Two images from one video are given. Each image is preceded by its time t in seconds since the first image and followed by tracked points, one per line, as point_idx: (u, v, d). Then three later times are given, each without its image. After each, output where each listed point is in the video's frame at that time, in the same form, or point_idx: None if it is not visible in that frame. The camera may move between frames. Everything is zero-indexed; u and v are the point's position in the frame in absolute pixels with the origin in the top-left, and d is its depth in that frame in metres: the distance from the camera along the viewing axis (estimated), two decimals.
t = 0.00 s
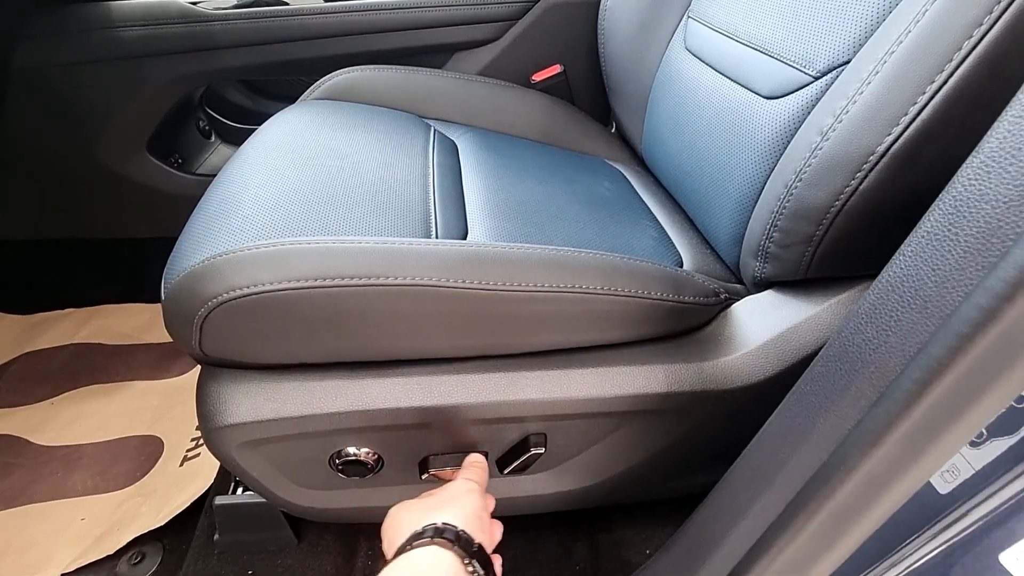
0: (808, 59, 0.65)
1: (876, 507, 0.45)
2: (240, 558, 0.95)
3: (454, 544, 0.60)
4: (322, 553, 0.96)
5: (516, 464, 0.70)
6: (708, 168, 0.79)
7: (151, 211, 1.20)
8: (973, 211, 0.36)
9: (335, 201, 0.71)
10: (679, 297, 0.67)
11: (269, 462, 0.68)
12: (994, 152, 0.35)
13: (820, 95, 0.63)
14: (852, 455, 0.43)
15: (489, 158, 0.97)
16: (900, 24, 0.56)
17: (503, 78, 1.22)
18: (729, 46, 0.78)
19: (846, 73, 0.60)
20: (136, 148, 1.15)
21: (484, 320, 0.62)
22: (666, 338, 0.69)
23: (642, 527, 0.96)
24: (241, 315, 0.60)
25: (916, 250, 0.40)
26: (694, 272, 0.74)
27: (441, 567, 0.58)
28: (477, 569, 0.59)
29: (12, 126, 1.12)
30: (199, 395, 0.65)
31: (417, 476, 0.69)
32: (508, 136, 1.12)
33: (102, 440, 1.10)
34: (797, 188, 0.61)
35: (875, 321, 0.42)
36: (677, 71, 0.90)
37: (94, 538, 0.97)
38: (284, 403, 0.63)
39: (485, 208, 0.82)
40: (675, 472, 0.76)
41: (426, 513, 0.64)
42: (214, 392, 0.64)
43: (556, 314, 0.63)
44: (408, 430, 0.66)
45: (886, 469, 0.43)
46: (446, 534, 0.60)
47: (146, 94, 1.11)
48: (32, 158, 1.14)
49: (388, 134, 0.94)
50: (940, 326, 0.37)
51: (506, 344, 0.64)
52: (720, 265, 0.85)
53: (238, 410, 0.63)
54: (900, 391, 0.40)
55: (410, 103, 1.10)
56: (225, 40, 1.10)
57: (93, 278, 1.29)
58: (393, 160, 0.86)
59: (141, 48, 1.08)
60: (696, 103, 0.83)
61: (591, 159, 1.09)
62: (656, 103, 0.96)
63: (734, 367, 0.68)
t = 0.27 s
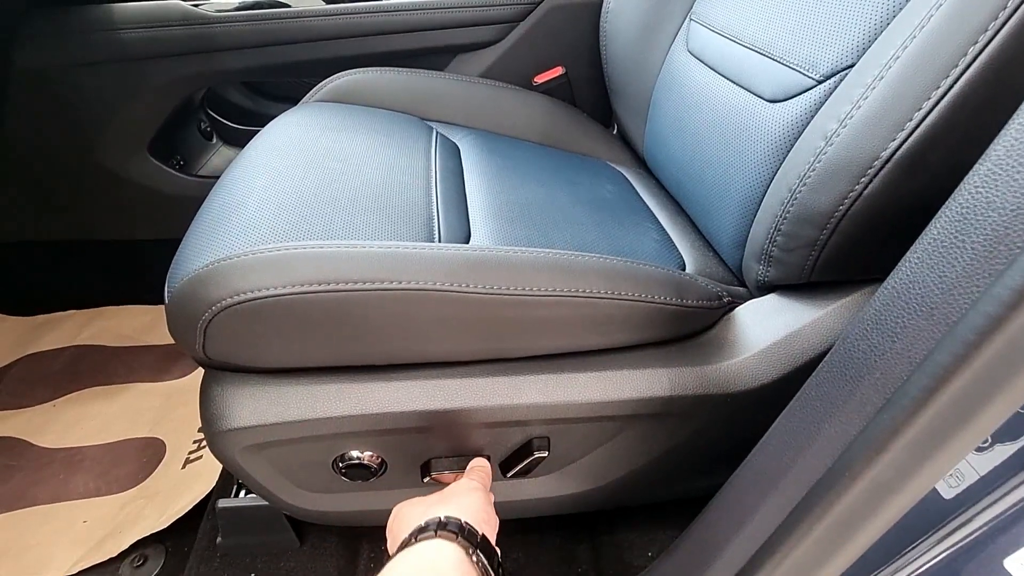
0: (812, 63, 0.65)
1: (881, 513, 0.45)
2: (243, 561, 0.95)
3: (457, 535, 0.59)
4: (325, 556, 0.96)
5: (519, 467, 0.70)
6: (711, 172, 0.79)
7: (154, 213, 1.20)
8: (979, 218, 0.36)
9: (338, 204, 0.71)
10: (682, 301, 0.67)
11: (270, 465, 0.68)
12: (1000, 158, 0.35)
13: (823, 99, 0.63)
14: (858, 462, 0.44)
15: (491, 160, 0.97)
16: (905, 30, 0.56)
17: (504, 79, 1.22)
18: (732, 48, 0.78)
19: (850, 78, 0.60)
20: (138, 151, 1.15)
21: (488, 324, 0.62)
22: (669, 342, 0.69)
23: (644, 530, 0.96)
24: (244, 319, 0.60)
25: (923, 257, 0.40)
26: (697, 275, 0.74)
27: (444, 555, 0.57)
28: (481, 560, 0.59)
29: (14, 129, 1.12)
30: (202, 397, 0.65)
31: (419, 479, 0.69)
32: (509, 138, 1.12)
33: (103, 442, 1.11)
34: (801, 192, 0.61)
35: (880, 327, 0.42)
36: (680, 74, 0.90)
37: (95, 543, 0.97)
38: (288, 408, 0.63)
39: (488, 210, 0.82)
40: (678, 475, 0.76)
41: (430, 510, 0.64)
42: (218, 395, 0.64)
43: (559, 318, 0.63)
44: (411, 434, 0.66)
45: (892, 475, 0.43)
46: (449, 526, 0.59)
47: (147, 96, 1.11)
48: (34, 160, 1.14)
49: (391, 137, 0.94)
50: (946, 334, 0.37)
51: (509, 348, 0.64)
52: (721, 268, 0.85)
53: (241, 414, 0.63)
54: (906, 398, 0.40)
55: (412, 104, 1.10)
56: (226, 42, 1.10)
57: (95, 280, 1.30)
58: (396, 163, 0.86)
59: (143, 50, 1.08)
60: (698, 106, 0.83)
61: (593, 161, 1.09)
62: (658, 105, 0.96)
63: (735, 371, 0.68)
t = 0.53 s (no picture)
0: (820, 61, 0.65)
1: (900, 514, 0.45)
2: (251, 562, 0.95)
3: (458, 527, 0.58)
4: (332, 557, 0.96)
5: (526, 467, 0.70)
6: (717, 171, 0.79)
7: (159, 213, 1.20)
8: (1003, 217, 0.36)
9: (344, 204, 0.71)
10: (691, 300, 0.66)
11: (277, 466, 0.68)
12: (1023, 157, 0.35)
13: (832, 98, 0.63)
14: (878, 463, 0.43)
15: (497, 160, 0.97)
16: (917, 28, 0.56)
17: (509, 79, 1.22)
18: (739, 47, 0.78)
19: (861, 76, 0.60)
20: (142, 151, 1.15)
21: (498, 324, 0.62)
22: (677, 341, 0.69)
23: (651, 531, 0.96)
24: (253, 319, 0.60)
25: (944, 256, 0.39)
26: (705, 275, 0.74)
27: (444, 548, 0.57)
28: (482, 551, 0.58)
29: (18, 129, 1.12)
30: (209, 398, 0.65)
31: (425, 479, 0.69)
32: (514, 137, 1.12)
33: (109, 443, 1.10)
34: (811, 191, 0.61)
35: (900, 327, 0.42)
36: (686, 72, 0.90)
37: (101, 544, 0.97)
38: (295, 408, 0.63)
39: (493, 210, 0.82)
40: (686, 476, 0.76)
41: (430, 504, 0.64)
42: (226, 396, 0.64)
43: (569, 318, 0.62)
44: (418, 434, 0.66)
45: (911, 476, 0.43)
46: (449, 519, 0.59)
47: (152, 95, 1.11)
48: (39, 160, 1.14)
49: (397, 137, 0.94)
50: (968, 333, 0.37)
51: (518, 348, 0.64)
52: (729, 267, 0.85)
53: (249, 414, 0.63)
54: (928, 398, 0.40)
55: (416, 104, 1.10)
56: (233, 42, 1.10)
57: (99, 281, 1.30)
58: (401, 162, 0.86)
59: (147, 49, 1.08)
60: (705, 105, 0.83)
61: (598, 161, 1.09)
62: (663, 104, 0.96)
63: (744, 371, 0.68)
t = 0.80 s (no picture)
0: (820, 64, 0.65)
1: (909, 516, 0.45)
2: (256, 563, 0.95)
3: (454, 532, 0.59)
4: (336, 558, 0.96)
5: (527, 469, 0.69)
6: (718, 173, 0.79)
7: (162, 215, 1.20)
8: (1013, 222, 0.36)
9: (345, 206, 0.71)
10: (691, 303, 0.66)
11: (278, 469, 0.68)
12: None
13: (833, 100, 0.63)
14: (886, 467, 0.43)
15: (498, 162, 0.97)
16: (918, 31, 0.56)
17: (509, 80, 1.22)
18: (739, 49, 0.78)
19: (862, 79, 0.60)
20: (145, 152, 1.15)
21: (500, 327, 0.62)
22: (677, 343, 0.69)
23: (654, 531, 0.96)
24: (254, 323, 0.60)
25: (952, 261, 0.39)
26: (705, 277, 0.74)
27: (441, 552, 0.57)
28: (479, 556, 0.58)
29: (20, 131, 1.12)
30: (209, 401, 0.65)
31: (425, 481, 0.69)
32: (515, 139, 1.12)
33: (112, 444, 1.11)
34: (812, 194, 0.61)
35: (908, 330, 0.42)
36: (687, 74, 0.90)
37: (107, 544, 0.97)
38: (295, 411, 0.63)
39: (493, 212, 0.82)
40: (691, 477, 0.76)
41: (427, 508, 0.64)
42: (227, 399, 0.64)
43: (570, 321, 0.62)
44: (419, 437, 0.66)
45: (920, 479, 0.42)
46: (446, 523, 0.59)
47: (154, 98, 1.11)
48: (41, 162, 1.14)
49: (397, 138, 0.94)
50: (977, 338, 0.37)
51: (520, 351, 0.64)
52: (730, 269, 0.85)
53: (250, 417, 0.63)
54: (937, 403, 0.40)
55: (417, 105, 1.10)
56: (236, 44, 1.10)
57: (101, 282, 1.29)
58: (402, 164, 0.86)
59: (150, 52, 1.08)
60: (705, 107, 0.83)
61: (599, 163, 1.09)
62: (664, 106, 0.96)
63: (744, 373, 0.68)
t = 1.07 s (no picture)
0: (819, 64, 0.65)
1: (916, 518, 0.45)
2: (258, 565, 0.95)
3: (453, 537, 0.58)
4: (338, 560, 0.96)
5: (525, 471, 0.69)
6: (717, 173, 0.79)
7: (163, 215, 1.20)
8: None
9: (343, 207, 0.71)
10: (690, 304, 0.66)
11: (277, 471, 0.67)
12: None
13: (832, 101, 0.63)
14: (893, 469, 0.43)
15: (498, 162, 0.96)
16: (917, 31, 0.55)
17: (509, 81, 1.22)
18: (738, 49, 0.78)
19: (860, 80, 0.59)
20: (146, 153, 1.15)
21: (499, 328, 0.61)
22: (676, 344, 0.69)
23: (657, 532, 0.96)
24: (252, 324, 0.59)
25: (961, 263, 0.39)
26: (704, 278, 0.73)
27: (440, 558, 0.57)
28: (477, 561, 0.58)
29: (21, 131, 1.11)
30: (206, 402, 0.65)
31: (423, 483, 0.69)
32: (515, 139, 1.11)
33: (114, 445, 1.10)
34: (811, 195, 0.61)
35: (916, 332, 0.42)
36: (686, 74, 0.89)
37: (108, 545, 0.97)
38: (292, 412, 0.63)
39: (491, 212, 0.81)
40: (694, 479, 0.76)
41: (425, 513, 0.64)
42: (224, 401, 0.64)
43: (570, 322, 0.62)
44: (418, 438, 0.66)
45: (928, 481, 0.42)
46: (445, 528, 0.59)
47: (155, 99, 1.11)
48: (42, 163, 1.14)
49: (395, 139, 0.94)
50: (988, 339, 0.37)
51: (519, 352, 0.64)
52: (729, 270, 0.85)
53: (246, 419, 0.63)
54: (945, 404, 0.39)
55: (417, 106, 1.10)
56: (238, 44, 1.10)
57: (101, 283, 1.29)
58: (400, 165, 0.86)
59: (151, 52, 1.08)
60: (705, 107, 0.83)
61: (599, 163, 1.08)
62: (663, 106, 0.96)
63: (743, 374, 0.67)
